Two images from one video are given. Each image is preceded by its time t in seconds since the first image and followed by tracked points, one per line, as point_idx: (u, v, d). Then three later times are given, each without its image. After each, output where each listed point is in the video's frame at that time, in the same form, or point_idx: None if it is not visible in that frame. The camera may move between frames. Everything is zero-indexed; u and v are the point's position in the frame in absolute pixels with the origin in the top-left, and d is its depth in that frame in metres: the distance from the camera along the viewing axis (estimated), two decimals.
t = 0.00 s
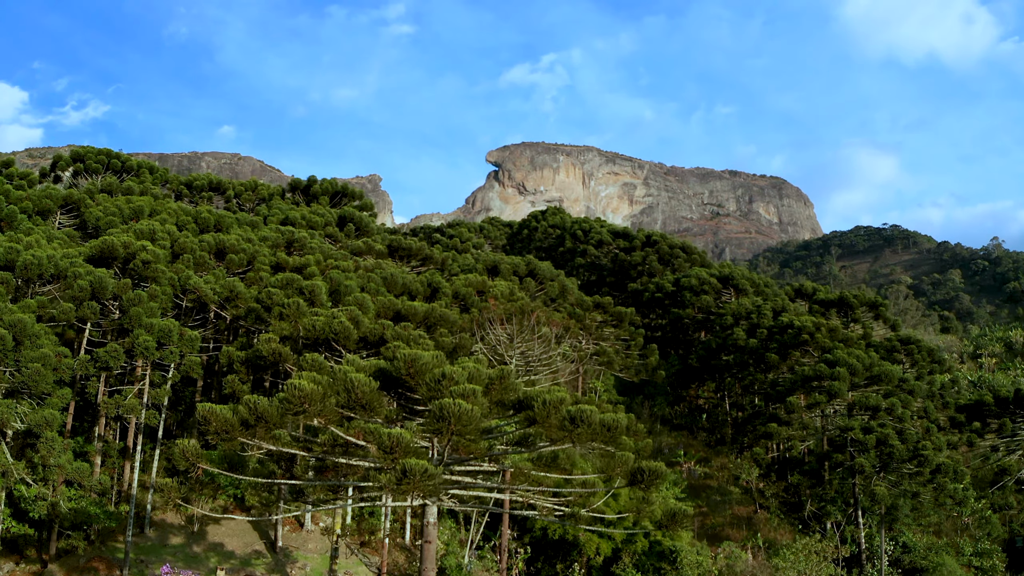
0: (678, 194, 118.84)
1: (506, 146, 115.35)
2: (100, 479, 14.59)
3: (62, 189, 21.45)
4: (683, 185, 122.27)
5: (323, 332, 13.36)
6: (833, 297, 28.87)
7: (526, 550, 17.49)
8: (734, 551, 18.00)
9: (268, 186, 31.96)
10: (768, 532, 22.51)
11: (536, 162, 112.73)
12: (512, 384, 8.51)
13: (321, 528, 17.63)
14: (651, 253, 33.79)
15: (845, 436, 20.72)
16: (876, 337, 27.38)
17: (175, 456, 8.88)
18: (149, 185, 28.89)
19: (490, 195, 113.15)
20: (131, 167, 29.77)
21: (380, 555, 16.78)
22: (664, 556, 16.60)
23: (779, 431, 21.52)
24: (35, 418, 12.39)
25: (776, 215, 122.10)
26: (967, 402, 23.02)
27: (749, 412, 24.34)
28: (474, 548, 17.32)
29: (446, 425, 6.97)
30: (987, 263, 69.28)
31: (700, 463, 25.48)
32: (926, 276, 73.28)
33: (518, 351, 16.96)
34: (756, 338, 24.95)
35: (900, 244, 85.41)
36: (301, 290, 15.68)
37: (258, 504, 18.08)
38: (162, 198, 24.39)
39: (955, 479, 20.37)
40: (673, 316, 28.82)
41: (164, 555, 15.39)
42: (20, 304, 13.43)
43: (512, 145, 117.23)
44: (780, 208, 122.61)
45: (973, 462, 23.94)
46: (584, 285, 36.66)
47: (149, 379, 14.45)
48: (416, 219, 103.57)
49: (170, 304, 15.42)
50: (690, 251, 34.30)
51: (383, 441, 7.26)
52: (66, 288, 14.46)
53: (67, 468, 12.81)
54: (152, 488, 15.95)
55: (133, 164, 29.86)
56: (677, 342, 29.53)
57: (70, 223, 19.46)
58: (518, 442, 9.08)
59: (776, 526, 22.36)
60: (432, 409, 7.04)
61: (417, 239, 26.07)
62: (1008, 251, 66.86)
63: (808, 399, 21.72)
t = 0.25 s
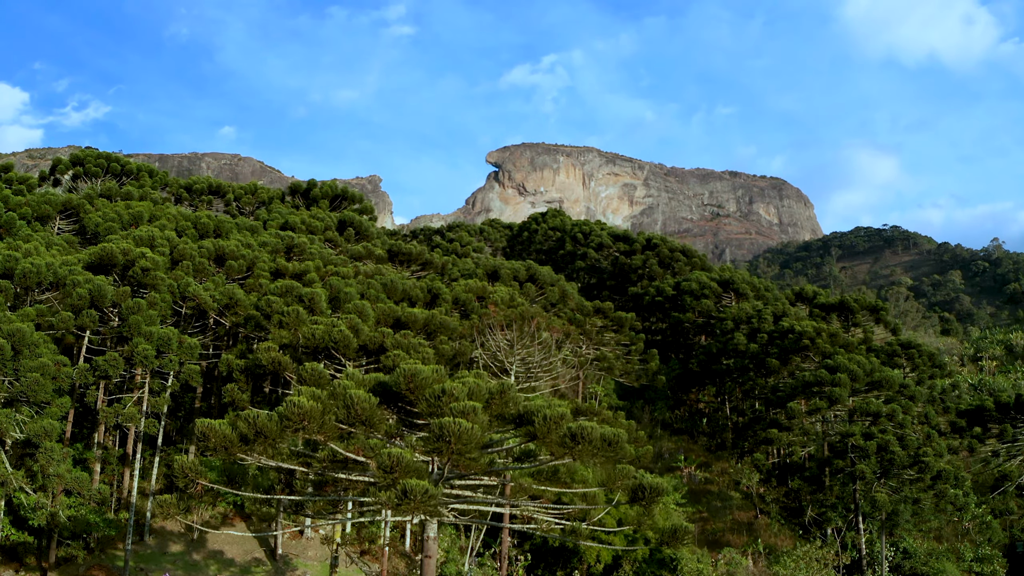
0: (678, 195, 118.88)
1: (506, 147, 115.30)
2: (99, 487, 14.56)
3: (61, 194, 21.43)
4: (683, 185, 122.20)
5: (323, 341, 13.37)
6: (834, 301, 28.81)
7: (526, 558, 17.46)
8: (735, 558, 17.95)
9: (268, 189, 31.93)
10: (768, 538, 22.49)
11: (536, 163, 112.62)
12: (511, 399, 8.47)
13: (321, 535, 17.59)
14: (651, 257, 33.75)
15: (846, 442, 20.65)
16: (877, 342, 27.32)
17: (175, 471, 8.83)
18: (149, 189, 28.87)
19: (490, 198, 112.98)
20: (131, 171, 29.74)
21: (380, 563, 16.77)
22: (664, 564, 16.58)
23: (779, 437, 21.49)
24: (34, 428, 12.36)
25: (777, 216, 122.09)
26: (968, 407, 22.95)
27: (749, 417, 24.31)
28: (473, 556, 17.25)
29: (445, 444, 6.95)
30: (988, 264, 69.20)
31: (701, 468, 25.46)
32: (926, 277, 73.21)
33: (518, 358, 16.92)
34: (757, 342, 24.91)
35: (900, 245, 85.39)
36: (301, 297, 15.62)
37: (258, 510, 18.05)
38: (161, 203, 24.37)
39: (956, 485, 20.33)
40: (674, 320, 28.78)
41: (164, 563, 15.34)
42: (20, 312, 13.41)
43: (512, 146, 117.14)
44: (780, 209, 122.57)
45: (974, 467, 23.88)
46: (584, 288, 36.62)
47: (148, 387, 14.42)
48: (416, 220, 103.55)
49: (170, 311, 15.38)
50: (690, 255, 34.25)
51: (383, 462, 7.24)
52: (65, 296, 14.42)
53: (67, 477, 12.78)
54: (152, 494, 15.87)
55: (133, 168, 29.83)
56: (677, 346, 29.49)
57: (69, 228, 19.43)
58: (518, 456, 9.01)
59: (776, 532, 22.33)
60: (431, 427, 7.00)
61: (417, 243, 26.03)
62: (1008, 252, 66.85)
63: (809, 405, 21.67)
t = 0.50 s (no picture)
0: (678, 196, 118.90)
1: (506, 148, 115.15)
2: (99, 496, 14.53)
3: (61, 199, 21.39)
4: (683, 186, 122.15)
5: (323, 350, 13.35)
6: (834, 305, 28.76)
7: (527, 565, 17.41)
8: (735, 565, 17.90)
9: (267, 192, 31.87)
10: (769, 544, 22.46)
11: (536, 164, 112.43)
12: (512, 413, 8.44)
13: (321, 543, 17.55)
14: (651, 260, 33.70)
15: (847, 449, 20.59)
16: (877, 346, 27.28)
17: (174, 486, 8.77)
18: (148, 193, 28.80)
19: (490, 199, 112.53)
20: (130, 175, 29.69)
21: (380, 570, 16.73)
22: (664, 571, 16.54)
23: (780, 443, 21.44)
24: (32, 439, 12.33)
25: (777, 217, 122.07)
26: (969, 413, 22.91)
27: (750, 422, 24.26)
28: (473, 563, 17.19)
29: (444, 463, 6.91)
30: (988, 265, 69.11)
31: (701, 473, 25.42)
32: (927, 278, 73.13)
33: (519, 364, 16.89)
34: (758, 347, 24.86)
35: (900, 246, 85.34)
36: (300, 305, 15.56)
37: (257, 517, 18.02)
38: (160, 207, 24.31)
39: (957, 491, 20.28)
40: (674, 324, 28.72)
41: (163, 571, 15.29)
42: (18, 321, 13.38)
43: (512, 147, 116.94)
44: (780, 209, 122.54)
45: (975, 472, 23.83)
46: (585, 291, 36.56)
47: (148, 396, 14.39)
48: (416, 222, 103.49)
49: (169, 319, 15.33)
50: (691, 258, 34.20)
51: (382, 481, 7.19)
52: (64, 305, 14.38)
53: (66, 487, 12.75)
54: (152, 502, 15.81)
55: (132, 172, 29.79)
56: (677, 350, 29.44)
57: (68, 234, 19.39)
58: (519, 470, 8.98)
59: (777, 537, 22.29)
60: (431, 446, 6.97)
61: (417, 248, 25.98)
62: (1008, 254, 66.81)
63: (810, 411, 21.62)
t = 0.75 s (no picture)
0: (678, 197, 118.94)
1: (506, 148, 114.87)
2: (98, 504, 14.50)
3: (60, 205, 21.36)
4: (683, 187, 122.15)
5: (322, 359, 13.36)
6: (835, 309, 28.73)
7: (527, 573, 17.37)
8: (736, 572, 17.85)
9: (267, 195, 31.83)
10: (769, 549, 22.42)
11: (536, 165, 112.16)
12: (512, 428, 8.46)
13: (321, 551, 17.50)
14: (652, 263, 33.65)
15: (847, 455, 20.54)
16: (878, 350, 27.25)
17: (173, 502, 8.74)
18: (148, 196, 28.77)
19: (490, 199, 111.45)
20: (130, 178, 29.63)
21: None
22: None
23: (780, 448, 21.41)
24: (31, 449, 12.31)
25: (777, 218, 122.12)
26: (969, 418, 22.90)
27: (750, 428, 24.24)
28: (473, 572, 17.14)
29: (444, 483, 6.89)
30: (989, 266, 69.05)
31: (702, 478, 25.39)
32: (927, 279, 73.06)
33: (519, 371, 16.87)
34: (758, 352, 24.83)
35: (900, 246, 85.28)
36: (299, 312, 15.50)
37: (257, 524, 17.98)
38: (160, 211, 24.27)
39: (958, 498, 20.23)
40: (674, 328, 28.69)
41: None
42: (17, 330, 13.35)
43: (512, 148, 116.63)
44: (780, 210, 122.55)
45: (976, 478, 23.81)
46: (585, 294, 36.53)
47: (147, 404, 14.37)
48: (416, 222, 103.31)
49: (168, 326, 15.29)
50: (691, 261, 34.17)
51: (381, 503, 7.18)
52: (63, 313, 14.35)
53: (65, 497, 12.72)
54: (152, 510, 15.76)
55: (132, 175, 29.72)
56: (678, 354, 29.40)
57: (67, 240, 19.35)
58: (518, 487, 9.01)
59: (777, 543, 22.25)
60: (431, 466, 6.96)
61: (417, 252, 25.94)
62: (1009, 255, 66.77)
63: (810, 417, 21.59)
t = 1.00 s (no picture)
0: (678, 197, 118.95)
1: (506, 149, 114.61)
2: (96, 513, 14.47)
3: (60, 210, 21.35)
4: (683, 187, 122.09)
5: (321, 368, 13.33)
6: (835, 313, 28.67)
7: None
8: None
9: (267, 199, 31.76)
10: (769, 555, 22.37)
11: (536, 165, 111.89)
12: (512, 443, 8.44)
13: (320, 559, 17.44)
14: (652, 267, 33.59)
15: (848, 461, 20.49)
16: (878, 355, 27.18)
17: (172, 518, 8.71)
18: (147, 200, 28.71)
19: (490, 199, 110.13)
20: (129, 182, 29.58)
21: None
22: None
23: (780, 454, 21.37)
24: (29, 460, 12.29)
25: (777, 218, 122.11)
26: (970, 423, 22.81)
27: (750, 433, 24.19)
28: None
29: (443, 503, 6.87)
30: (989, 267, 68.95)
31: (702, 483, 25.33)
32: (927, 280, 72.97)
33: (519, 378, 16.83)
34: (759, 357, 24.78)
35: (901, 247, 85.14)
36: (298, 320, 15.43)
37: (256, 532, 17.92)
38: (159, 216, 24.20)
39: (959, 504, 20.13)
40: (674, 332, 28.63)
41: None
42: (15, 339, 13.29)
43: (512, 148, 116.30)
44: (780, 210, 122.54)
45: (977, 483, 23.72)
46: (585, 297, 36.48)
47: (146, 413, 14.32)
48: (416, 223, 103.15)
49: (167, 334, 15.25)
50: (691, 265, 34.11)
51: (379, 522, 7.15)
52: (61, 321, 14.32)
53: (63, 507, 12.69)
54: (151, 517, 15.69)
55: (131, 179, 29.68)
56: (678, 358, 29.35)
57: (66, 246, 19.33)
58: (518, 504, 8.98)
59: (778, 548, 22.20)
60: (429, 486, 6.94)
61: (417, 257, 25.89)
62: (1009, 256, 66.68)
63: (811, 423, 21.54)
